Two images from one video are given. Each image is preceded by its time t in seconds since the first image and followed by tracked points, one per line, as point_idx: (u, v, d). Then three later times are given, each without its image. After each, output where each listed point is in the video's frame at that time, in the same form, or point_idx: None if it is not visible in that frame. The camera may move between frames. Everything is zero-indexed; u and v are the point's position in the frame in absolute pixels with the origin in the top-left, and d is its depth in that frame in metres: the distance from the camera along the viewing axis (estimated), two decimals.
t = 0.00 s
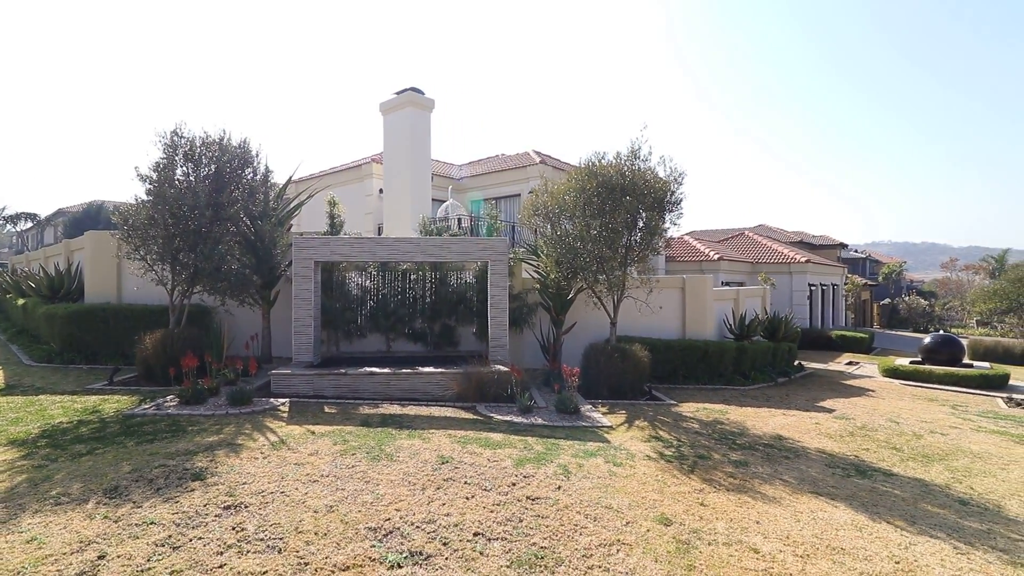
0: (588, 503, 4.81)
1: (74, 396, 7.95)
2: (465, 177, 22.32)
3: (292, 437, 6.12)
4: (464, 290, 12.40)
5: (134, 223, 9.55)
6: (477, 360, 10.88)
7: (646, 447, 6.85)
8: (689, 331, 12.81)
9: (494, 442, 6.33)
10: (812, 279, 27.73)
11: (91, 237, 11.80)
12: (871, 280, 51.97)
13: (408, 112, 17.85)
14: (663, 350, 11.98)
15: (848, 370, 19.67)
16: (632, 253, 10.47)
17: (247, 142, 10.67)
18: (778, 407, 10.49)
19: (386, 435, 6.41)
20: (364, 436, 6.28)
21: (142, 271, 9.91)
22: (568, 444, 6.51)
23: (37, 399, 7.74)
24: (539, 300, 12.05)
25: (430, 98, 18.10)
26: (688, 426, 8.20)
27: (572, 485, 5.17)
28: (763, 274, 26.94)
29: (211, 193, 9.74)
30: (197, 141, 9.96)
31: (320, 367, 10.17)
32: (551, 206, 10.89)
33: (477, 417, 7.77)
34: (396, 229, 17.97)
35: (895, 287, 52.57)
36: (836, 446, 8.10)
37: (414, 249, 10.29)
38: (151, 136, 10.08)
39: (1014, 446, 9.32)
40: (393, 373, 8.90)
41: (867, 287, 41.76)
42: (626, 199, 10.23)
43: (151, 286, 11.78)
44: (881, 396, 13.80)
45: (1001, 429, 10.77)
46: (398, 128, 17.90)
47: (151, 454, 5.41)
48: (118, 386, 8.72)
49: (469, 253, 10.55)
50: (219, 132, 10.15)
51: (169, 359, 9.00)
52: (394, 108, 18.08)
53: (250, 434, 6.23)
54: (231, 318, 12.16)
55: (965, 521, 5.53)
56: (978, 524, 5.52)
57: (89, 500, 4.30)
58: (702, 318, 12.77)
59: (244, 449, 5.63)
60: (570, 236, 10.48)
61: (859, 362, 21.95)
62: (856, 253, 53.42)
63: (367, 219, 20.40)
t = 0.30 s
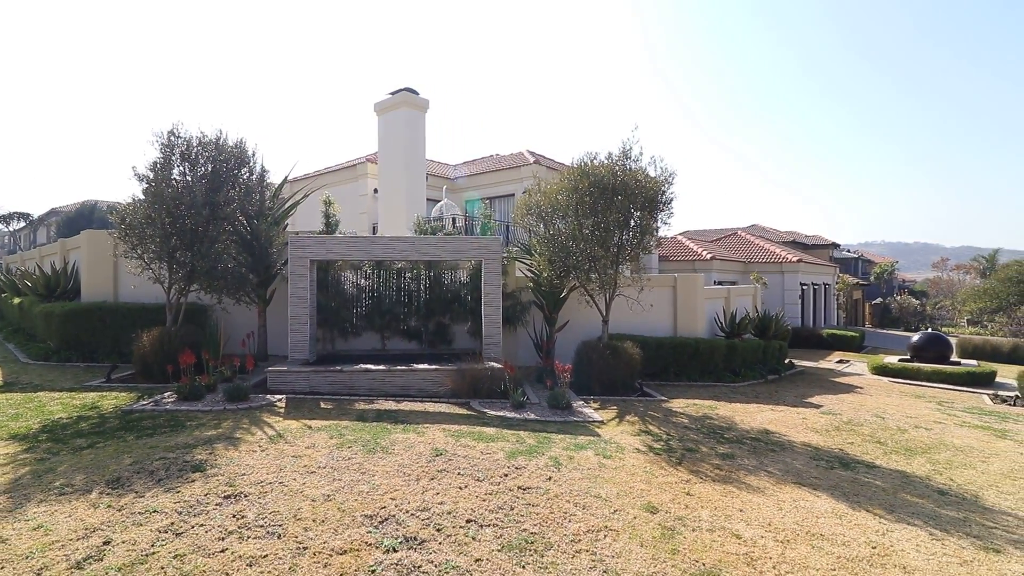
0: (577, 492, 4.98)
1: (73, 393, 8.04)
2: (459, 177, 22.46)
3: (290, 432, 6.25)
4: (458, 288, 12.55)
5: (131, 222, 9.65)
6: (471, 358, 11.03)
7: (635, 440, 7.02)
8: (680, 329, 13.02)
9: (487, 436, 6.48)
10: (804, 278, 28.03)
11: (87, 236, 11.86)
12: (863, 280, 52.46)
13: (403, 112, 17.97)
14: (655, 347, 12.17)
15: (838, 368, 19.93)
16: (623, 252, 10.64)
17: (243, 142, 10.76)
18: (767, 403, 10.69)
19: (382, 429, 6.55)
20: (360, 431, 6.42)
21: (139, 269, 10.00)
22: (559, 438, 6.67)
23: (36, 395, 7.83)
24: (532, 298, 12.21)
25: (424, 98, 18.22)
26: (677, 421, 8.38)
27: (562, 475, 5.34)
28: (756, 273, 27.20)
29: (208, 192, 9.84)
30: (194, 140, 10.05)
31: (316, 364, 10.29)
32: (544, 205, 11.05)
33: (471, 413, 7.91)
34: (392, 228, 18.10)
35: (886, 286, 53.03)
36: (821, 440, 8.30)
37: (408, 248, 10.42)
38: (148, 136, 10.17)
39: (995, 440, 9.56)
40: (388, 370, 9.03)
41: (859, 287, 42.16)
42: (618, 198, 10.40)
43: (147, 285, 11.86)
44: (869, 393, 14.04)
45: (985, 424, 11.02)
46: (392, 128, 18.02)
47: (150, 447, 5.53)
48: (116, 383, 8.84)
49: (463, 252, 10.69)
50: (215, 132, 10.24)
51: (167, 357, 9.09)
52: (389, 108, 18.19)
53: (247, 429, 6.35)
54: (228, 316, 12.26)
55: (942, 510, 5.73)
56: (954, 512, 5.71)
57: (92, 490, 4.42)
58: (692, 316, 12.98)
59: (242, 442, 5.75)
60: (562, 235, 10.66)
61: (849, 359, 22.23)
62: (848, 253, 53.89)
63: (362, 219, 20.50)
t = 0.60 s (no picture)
0: (567, 484, 5.12)
1: (72, 390, 8.15)
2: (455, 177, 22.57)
3: (287, 427, 6.38)
4: (453, 287, 12.69)
5: (130, 221, 9.74)
6: (466, 355, 11.17)
7: (626, 435, 7.17)
8: (673, 327, 13.19)
9: (480, 430, 6.62)
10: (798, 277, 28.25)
11: (85, 235, 11.95)
12: (858, 279, 52.77)
13: (399, 112, 18.10)
14: (647, 345, 12.33)
15: (831, 366, 20.13)
16: (616, 251, 10.79)
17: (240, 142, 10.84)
18: (757, 400, 10.86)
19: (377, 424, 6.69)
20: (355, 426, 6.55)
21: (137, 268, 10.11)
22: (551, 433, 6.82)
23: (36, 393, 7.94)
24: (526, 296, 12.35)
25: (420, 98, 18.34)
26: (668, 417, 8.53)
27: (553, 468, 5.48)
28: (750, 272, 27.38)
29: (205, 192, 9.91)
30: (191, 141, 10.13)
31: (312, 361, 10.42)
32: (538, 205, 11.20)
33: (465, 409, 8.06)
34: (388, 228, 18.21)
35: (881, 285, 53.37)
36: (809, 435, 8.47)
37: (404, 248, 10.54)
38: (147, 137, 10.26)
39: (980, 435, 9.74)
40: (384, 367, 9.16)
41: (853, 286, 42.43)
42: (610, 198, 10.54)
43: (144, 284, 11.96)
44: (860, 390, 14.22)
45: (971, 420, 11.20)
46: (388, 128, 18.13)
47: (150, 442, 5.65)
48: (115, 381, 8.95)
49: (458, 251, 10.81)
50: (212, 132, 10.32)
51: (165, 355, 9.20)
52: (385, 108, 18.31)
53: (245, 424, 6.48)
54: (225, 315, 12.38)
55: (923, 501, 5.89)
56: (934, 503, 5.87)
57: (94, 482, 4.55)
58: (685, 314, 13.16)
59: (240, 437, 5.88)
60: (556, 234, 10.82)
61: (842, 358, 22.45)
62: (843, 253, 54.19)
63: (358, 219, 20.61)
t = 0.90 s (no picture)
0: (558, 476, 5.27)
1: (73, 388, 8.27)
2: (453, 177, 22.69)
3: (285, 422, 6.52)
4: (450, 286, 12.84)
5: (130, 221, 9.85)
6: (462, 353, 11.32)
7: (618, 431, 7.33)
8: (667, 326, 13.35)
9: (474, 426, 6.77)
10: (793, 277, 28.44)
11: (84, 235, 12.06)
12: (854, 279, 53.04)
13: (396, 112, 18.23)
14: (641, 344, 12.50)
15: (824, 365, 20.33)
16: (610, 251, 10.95)
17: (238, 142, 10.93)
18: (749, 397, 11.03)
19: (374, 419, 6.83)
20: (352, 421, 6.68)
21: (137, 267, 10.24)
22: (545, 428, 6.96)
23: (37, 390, 8.06)
24: (521, 295, 12.51)
25: (417, 99, 18.46)
26: (660, 413, 8.69)
27: (544, 462, 5.63)
28: (745, 272, 27.56)
29: (205, 192, 10.01)
30: (190, 141, 10.22)
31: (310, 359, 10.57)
32: (533, 205, 11.35)
33: (461, 405, 8.20)
34: (386, 228, 18.35)
35: (877, 285, 53.64)
36: (798, 431, 8.63)
37: (401, 247, 10.67)
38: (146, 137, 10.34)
39: (967, 431, 9.91)
40: (380, 364, 9.30)
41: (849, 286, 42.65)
42: (605, 198, 10.69)
43: (144, 283, 12.08)
44: (852, 388, 14.40)
45: (959, 417, 11.38)
46: (386, 128, 18.25)
47: (151, 436, 5.78)
48: (114, 378, 9.09)
49: (454, 250, 10.94)
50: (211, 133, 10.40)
51: (165, 353, 9.33)
52: (382, 108, 18.42)
53: (244, 420, 6.61)
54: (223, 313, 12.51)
55: (905, 493, 6.05)
56: (916, 495, 6.04)
57: (98, 474, 4.68)
58: (679, 313, 13.33)
59: (239, 432, 6.02)
60: (551, 234, 10.97)
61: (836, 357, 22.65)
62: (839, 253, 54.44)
63: (356, 219, 20.74)
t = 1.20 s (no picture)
0: (551, 470, 5.40)
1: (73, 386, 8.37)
2: (451, 176, 22.78)
3: (284, 419, 6.63)
4: (447, 285, 12.95)
5: (130, 221, 9.94)
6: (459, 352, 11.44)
7: (611, 427, 7.46)
8: (662, 325, 13.48)
9: (470, 422, 6.89)
10: (789, 277, 28.62)
11: (84, 234, 12.14)
12: (850, 279, 53.32)
13: (394, 112, 18.35)
14: (636, 342, 12.63)
15: (819, 364, 20.51)
16: (605, 250, 11.06)
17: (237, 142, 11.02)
18: (743, 395, 11.17)
19: (371, 416, 6.94)
20: (350, 418, 6.80)
21: (137, 266, 10.33)
22: (540, 424, 7.09)
23: (39, 388, 8.15)
24: (518, 294, 12.62)
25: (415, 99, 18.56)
26: (654, 411, 8.82)
27: (539, 457, 5.75)
28: (742, 272, 27.74)
29: (204, 192, 10.10)
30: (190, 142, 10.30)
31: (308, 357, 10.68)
32: (529, 205, 11.47)
33: (457, 403, 8.32)
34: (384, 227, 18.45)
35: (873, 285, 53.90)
36: (789, 428, 8.77)
37: (399, 247, 10.76)
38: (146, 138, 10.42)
39: (956, 428, 10.07)
40: (378, 362, 9.41)
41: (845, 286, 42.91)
42: (600, 198, 10.80)
43: (143, 282, 12.16)
44: (845, 386, 14.56)
45: (950, 415, 11.54)
46: (384, 128, 18.36)
47: (152, 432, 5.89)
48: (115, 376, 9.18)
49: (451, 250, 11.05)
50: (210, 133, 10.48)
51: (165, 351, 9.42)
52: (380, 108, 18.54)
53: (244, 416, 6.72)
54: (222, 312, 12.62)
55: (891, 487, 6.19)
56: (901, 489, 6.18)
57: (101, 468, 4.79)
58: (674, 312, 13.46)
59: (239, 428, 6.13)
60: (548, 234, 11.08)
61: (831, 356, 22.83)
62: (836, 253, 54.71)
63: (354, 219, 20.83)
